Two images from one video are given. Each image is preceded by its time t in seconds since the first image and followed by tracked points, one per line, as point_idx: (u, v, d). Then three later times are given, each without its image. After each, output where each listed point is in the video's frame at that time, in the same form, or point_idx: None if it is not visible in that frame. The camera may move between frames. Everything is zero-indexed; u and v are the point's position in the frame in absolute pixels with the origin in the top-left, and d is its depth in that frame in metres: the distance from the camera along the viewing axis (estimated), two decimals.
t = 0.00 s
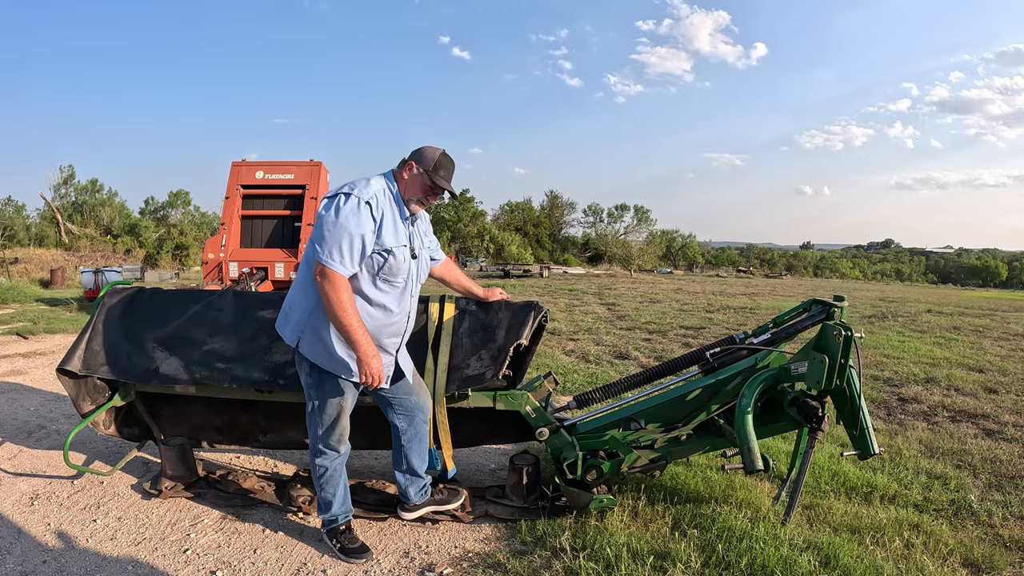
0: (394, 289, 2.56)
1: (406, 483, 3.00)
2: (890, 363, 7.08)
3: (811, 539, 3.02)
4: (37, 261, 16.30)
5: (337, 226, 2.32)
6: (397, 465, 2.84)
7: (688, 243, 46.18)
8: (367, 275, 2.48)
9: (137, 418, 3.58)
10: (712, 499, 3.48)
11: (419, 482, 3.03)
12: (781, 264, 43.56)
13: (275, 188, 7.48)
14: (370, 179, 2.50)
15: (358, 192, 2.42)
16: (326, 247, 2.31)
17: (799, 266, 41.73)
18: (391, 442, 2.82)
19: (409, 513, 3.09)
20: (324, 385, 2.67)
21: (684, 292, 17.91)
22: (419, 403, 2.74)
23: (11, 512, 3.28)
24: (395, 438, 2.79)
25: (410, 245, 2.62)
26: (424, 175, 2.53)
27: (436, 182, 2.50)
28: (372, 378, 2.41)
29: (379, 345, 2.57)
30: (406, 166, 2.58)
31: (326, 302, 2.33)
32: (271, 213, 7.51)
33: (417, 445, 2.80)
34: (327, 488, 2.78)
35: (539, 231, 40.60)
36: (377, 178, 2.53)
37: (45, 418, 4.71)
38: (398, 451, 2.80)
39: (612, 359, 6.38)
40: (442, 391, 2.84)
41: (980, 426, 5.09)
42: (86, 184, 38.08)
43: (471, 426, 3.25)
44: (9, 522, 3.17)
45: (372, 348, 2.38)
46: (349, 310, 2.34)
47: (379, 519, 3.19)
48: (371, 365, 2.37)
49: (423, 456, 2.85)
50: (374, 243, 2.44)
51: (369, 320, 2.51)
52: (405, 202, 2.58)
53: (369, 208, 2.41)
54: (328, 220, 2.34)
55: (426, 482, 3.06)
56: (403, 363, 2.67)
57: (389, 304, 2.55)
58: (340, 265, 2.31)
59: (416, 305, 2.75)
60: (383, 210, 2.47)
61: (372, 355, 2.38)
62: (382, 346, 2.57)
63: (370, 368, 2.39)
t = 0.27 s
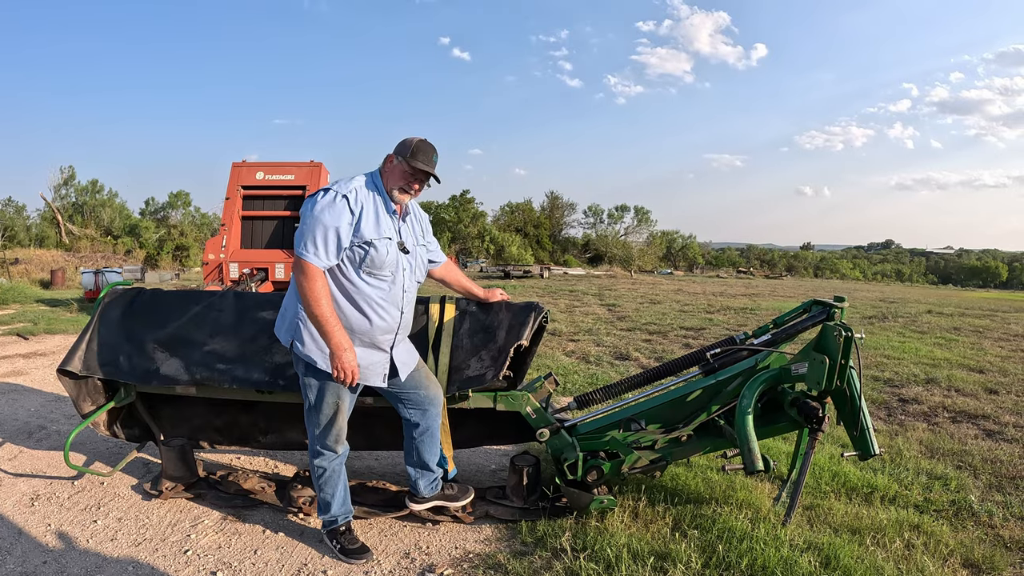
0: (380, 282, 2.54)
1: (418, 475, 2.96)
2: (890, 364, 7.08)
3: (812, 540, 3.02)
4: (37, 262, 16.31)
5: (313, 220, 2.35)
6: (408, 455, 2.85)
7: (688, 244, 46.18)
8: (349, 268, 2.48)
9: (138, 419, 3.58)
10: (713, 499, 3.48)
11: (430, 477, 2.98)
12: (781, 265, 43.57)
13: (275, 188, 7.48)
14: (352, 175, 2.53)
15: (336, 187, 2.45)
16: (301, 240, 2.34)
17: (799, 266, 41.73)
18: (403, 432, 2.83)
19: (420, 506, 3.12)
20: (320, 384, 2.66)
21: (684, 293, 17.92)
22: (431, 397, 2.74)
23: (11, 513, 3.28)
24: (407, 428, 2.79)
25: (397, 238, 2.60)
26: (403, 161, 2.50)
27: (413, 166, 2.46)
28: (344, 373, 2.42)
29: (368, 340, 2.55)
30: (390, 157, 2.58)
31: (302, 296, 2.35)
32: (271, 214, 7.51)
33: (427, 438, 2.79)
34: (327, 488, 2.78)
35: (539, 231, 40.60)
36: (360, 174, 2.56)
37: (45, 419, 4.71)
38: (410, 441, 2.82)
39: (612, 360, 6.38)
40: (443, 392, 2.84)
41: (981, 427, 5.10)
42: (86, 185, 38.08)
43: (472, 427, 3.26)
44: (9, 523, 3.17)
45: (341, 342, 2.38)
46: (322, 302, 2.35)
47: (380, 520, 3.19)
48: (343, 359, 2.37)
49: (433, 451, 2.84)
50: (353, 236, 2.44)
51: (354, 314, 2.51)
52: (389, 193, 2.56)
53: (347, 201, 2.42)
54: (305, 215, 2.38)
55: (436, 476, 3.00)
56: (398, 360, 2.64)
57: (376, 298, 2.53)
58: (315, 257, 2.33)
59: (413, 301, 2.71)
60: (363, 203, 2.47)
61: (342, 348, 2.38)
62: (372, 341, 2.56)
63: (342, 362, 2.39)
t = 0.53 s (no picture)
0: (377, 281, 2.54)
1: (428, 483, 2.94)
2: (891, 365, 7.08)
3: (814, 540, 3.02)
4: (37, 262, 16.30)
5: (307, 220, 2.38)
6: (417, 467, 2.88)
7: (688, 245, 46.17)
8: (345, 267, 2.49)
9: (140, 420, 3.59)
10: (715, 500, 3.48)
11: (442, 482, 2.94)
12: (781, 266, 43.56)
13: (276, 190, 7.49)
14: (349, 175, 2.55)
15: (331, 188, 2.47)
16: (294, 240, 2.37)
17: (799, 267, 41.72)
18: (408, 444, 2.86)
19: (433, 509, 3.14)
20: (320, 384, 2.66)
21: (684, 294, 17.92)
22: (429, 407, 2.76)
23: (13, 514, 3.29)
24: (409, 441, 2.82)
25: (395, 236, 2.60)
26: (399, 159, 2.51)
27: (408, 161, 2.45)
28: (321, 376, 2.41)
29: (365, 339, 2.55)
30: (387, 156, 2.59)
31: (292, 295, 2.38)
32: (272, 216, 7.51)
33: (429, 446, 2.81)
34: (329, 488, 2.79)
35: (539, 233, 40.59)
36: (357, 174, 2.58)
37: (47, 420, 4.71)
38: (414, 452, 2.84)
39: (613, 361, 6.38)
40: (446, 393, 2.85)
41: (982, 427, 5.09)
42: (86, 186, 38.09)
43: (474, 428, 3.26)
44: (12, 524, 3.18)
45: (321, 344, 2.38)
46: (309, 303, 2.36)
47: (382, 521, 3.19)
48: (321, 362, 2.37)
49: (437, 458, 2.85)
50: (346, 234, 2.45)
51: (349, 312, 2.51)
52: (387, 191, 2.57)
53: (340, 200, 2.43)
54: (300, 216, 2.42)
55: (449, 481, 2.96)
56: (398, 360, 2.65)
57: (373, 296, 2.53)
58: (306, 256, 2.34)
59: (414, 299, 2.70)
60: (357, 202, 2.48)
61: (321, 350, 2.38)
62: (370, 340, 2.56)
63: (318, 366, 2.40)
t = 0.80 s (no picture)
0: (382, 289, 2.55)
1: (428, 482, 2.95)
2: (892, 365, 7.09)
3: (814, 541, 3.03)
4: (39, 264, 16.32)
5: (315, 228, 2.36)
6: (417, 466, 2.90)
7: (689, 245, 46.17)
8: (351, 275, 2.50)
9: (142, 421, 3.60)
10: (716, 501, 3.49)
11: (442, 481, 2.95)
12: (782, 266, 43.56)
13: (277, 192, 7.50)
14: (357, 182, 2.54)
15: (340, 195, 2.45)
16: (302, 248, 2.36)
17: (800, 267, 41.71)
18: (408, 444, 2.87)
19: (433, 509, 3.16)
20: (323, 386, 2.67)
21: (685, 296, 17.94)
22: (429, 407, 2.77)
23: (17, 515, 3.30)
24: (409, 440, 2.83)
25: (401, 244, 2.60)
26: (421, 186, 2.55)
27: (434, 195, 2.54)
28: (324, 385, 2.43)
29: (368, 346, 2.57)
30: (400, 173, 2.57)
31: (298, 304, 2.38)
32: (274, 217, 7.53)
33: (430, 446, 2.82)
34: (331, 489, 2.80)
35: (539, 234, 40.62)
36: (365, 181, 2.57)
37: (49, 422, 4.73)
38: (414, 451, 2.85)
39: (614, 363, 6.39)
40: (448, 395, 2.87)
41: (983, 428, 5.10)
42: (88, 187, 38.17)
43: (476, 430, 3.28)
44: (15, 525, 3.19)
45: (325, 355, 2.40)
46: (314, 313, 2.37)
47: (384, 522, 3.21)
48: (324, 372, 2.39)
49: (437, 458, 2.86)
50: (355, 243, 2.45)
51: (354, 320, 2.52)
52: (400, 210, 2.61)
53: (349, 209, 2.43)
54: (308, 223, 2.40)
55: (449, 481, 2.97)
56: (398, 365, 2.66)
57: (377, 304, 2.54)
58: (314, 266, 2.34)
59: (417, 306, 2.72)
60: (366, 210, 2.48)
61: (325, 360, 2.40)
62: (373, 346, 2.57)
63: (322, 375, 2.41)
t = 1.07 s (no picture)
0: (395, 293, 2.59)
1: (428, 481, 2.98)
2: (893, 366, 7.10)
3: (815, 540, 3.05)
4: (41, 266, 16.37)
5: (335, 234, 2.36)
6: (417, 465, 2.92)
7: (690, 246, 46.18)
8: (366, 280, 2.52)
9: (147, 423, 3.63)
10: (717, 501, 3.52)
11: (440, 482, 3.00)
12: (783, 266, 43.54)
13: (279, 194, 7.53)
14: (369, 187, 2.55)
15: (356, 200, 2.46)
16: (321, 254, 2.36)
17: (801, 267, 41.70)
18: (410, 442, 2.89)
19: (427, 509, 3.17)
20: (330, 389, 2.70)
21: (686, 297, 17.96)
22: (435, 408, 2.79)
23: (22, 517, 3.33)
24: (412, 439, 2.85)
25: (412, 249, 2.64)
26: (431, 194, 2.60)
27: (443, 204, 2.58)
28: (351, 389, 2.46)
29: (380, 349, 2.61)
30: (410, 180, 2.60)
31: (319, 310, 2.38)
32: (276, 219, 7.55)
33: (432, 446, 2.84)
34: (336, 490, 2.82)
35: (540, 235, 40.65)
36: (376, 186, 2.58)
37: (53, 423, 4.76)
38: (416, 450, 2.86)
39: (616, 364, 6.41)
40: (451, 396, 2.89)
41: (984, 429, 5.11)
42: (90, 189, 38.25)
43: (478, 431, 3.31)
44: (20, 526, 3.22)
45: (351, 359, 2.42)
46: (338, 318, 2.38)
47: (387, 522, 3.23)
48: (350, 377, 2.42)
49: (438, 457, 2.88)
50: (372, 249, 2.47)
51: (368, 324, 2.55)
52: (410, 216, 2.65)
53: (367, 215, 2.44)
54: (326, 228, 2.40)
55: (445, 482, 3.07)
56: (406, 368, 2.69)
57: (390, 308, 2.58)
58: (336, 272, 2.35)
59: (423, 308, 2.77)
60: (381, 216, 2.50)
61: (350, 365, 2.43)
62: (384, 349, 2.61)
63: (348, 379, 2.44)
